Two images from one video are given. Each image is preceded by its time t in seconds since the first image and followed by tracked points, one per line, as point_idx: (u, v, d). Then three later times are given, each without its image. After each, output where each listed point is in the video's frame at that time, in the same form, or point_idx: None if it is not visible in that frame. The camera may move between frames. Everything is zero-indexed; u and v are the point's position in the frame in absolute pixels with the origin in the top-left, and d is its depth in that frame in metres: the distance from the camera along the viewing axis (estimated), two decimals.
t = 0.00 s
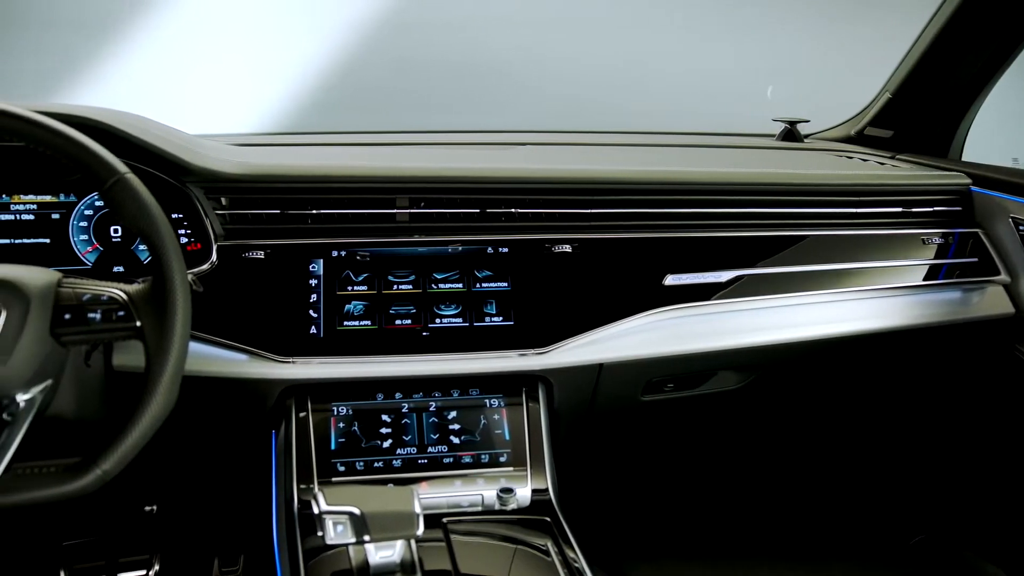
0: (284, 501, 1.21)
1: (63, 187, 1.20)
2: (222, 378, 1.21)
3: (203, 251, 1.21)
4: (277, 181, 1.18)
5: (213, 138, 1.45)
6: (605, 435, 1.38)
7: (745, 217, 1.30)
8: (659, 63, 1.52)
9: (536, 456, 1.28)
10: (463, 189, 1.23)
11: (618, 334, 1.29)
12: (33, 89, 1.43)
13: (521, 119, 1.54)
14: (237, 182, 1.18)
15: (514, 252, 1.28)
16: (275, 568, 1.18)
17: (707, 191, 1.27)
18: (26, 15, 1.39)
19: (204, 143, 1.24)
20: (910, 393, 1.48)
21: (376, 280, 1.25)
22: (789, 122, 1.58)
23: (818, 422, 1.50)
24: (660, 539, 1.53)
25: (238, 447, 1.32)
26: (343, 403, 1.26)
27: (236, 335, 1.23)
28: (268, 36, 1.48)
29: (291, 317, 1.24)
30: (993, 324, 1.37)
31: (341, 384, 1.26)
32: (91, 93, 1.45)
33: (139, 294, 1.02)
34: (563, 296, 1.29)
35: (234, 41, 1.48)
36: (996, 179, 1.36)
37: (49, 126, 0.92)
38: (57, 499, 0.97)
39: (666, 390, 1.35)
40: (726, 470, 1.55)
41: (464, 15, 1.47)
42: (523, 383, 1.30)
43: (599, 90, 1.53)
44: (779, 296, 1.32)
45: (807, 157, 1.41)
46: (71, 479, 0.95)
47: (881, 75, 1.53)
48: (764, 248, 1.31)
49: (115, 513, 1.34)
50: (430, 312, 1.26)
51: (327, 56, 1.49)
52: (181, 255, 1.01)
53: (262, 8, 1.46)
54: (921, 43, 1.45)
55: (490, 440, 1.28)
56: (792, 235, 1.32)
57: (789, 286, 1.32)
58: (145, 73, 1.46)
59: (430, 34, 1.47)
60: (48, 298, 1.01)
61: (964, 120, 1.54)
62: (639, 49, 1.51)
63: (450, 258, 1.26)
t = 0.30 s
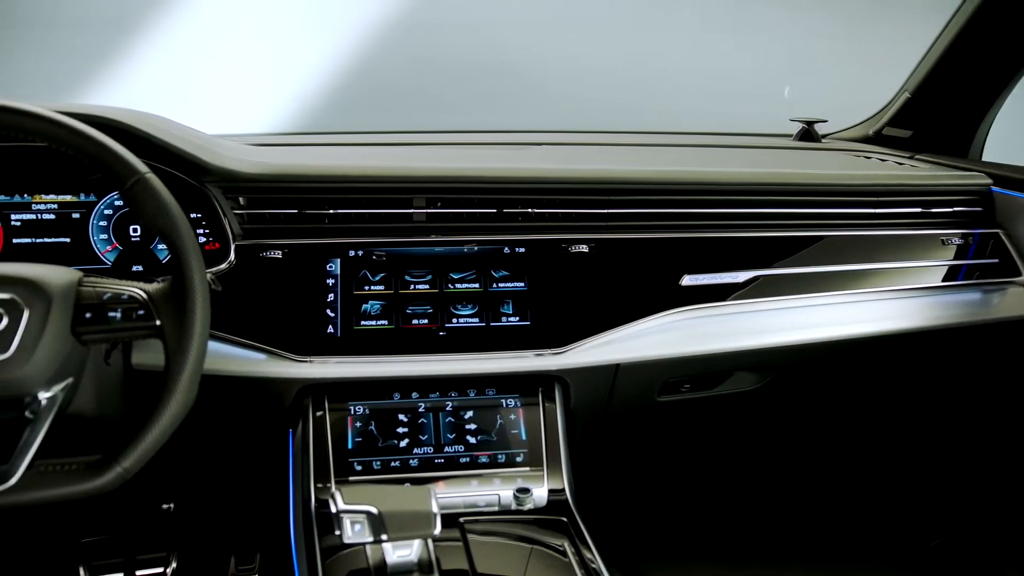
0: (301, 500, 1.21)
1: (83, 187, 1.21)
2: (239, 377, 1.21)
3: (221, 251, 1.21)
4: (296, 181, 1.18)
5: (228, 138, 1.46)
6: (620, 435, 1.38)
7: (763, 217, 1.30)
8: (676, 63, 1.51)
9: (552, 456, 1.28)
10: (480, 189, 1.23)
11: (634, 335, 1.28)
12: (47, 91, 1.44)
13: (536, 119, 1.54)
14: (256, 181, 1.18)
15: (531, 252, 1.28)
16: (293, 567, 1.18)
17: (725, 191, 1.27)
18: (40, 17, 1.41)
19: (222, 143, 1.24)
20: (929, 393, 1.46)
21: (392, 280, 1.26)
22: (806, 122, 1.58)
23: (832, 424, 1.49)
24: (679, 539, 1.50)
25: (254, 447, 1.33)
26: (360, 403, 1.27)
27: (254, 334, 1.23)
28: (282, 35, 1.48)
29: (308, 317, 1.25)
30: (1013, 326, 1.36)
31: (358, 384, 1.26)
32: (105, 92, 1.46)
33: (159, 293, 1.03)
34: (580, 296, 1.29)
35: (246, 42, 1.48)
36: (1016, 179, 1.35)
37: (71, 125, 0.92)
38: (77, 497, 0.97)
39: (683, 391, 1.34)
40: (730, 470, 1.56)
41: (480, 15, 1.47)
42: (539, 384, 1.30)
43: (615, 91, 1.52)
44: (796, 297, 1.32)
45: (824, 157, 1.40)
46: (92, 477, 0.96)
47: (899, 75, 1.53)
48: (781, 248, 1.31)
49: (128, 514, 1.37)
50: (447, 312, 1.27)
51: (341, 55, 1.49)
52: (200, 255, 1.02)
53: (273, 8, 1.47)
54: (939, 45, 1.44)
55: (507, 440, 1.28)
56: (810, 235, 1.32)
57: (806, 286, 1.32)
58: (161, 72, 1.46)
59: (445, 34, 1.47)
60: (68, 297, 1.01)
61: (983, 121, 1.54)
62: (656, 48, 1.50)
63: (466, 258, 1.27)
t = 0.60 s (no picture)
0: (315, 500, 1.22)
1: (99, 187, 1.22)
2: (253, 377, 1.21)
3: (236, 250, 1.22)
4: (311, 180, 1.18)
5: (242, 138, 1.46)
6: (633, 434, 1.38)
7: (777, 218, 1.30)
8: (690, 62, 1.51)
9: (566, 455, 1.28)
10: (493, 189, 1.23)
11: (648, 335, 1.29)
12: (61, 91, 1.45)
13: (549, 119, 1.54)
14: (271, 181, 1.18)
15: (545, 252, 1.28)
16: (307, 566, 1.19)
17: (740, 192, 1.26)
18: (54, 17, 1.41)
19: (238, 143, 1.24)
20: (946, 394, 1.45)
21: (406, 280, 1.26)
22: (822, 123, 1.58)
23: (850, 425, 1.47)
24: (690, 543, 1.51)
25: (269, 445, 1.33)
26: (374, 402, 1.27)
27: (269, 333, 1.24)
28: (294, 36, 1.49)
29: (322, 316, 1.25)
30: None
31: (372, 384, 1.26)
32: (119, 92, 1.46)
33: (174, 292, 1.03)
34: (594, 296, 1.29)
35: (257, 42, 1.48)
36: None
37: (88, 126, 0.93)
38: (95, 494, 0.98)
39: (696, 391, 1.34)
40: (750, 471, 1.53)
41: (493, 15, 1.47)
42: (553, 384, 1.30)
43: (629, 91, 1.52)
44: (810, 299, 1.33)
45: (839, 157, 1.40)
46: (108, 474, 0.97)
47: (916, 75, 1.53)
48: (795, 248, 1.31)
49: (144, 512, 1.36)
50: (461, 312, 1.27)
51: (354, 55, 1.50)
52: (215, 254, 1.02)
53: (286, 7, 1.47)
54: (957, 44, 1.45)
55: (520, 439, 1.28)
56: (825, 236, 1.31)
57: (821, 287, 1.33)
58: (176, 72, 1.47)
59: (459, 33, 1.47)
60: (85, 295, 1.02)
61: (1000, 123, 1.54)
62: (671, 48, 1.50)
63: (479, 258, 1.27)
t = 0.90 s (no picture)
0: (329, 499, 1.22)
1: (115, 186, 1.22)
2: (268, 376, 1.22)
3: (251, 250, 1.23)
4: (324, 180, 1.18)
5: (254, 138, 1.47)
6: (646, 434, 1.37)
7: (791, 218, 1.29)
8: (704, 62, 1.50)
9: (579, 456, 1.28)
10: (506, 189, 1.22)
11: (662, 335, 1.29)
12: (74, 92, 1.45)
13: (562, 120, 1.54)
14: (285, 181, 1.17)
15: (558, 252, 1.28)
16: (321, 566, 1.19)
17: (755, 192, 1.26)
18: (68, 18, 1.42)
19: (253, 144, 1.25)
20: (961, 395, 1.44)
21: (420, 279, 1.26)
22: (836, 122, 1.57)
23: (867, 425, 1.46)
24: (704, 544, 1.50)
25: (284, 443, 1.33)
26: (388, 401, 1.27)
27: (283, 332, 1.24)
28: (307, 36, 1.49)
29: (336, 316, 1.26)
30: None
31: (386, 383, 1.26)
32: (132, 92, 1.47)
33: (190, 292, 1.04)
34: (608, 296, 1.29)
35: (270, 42, 1.49)
36: None
37: (105, 126, 0.93)
38: (110, 493, 0.98)
39: (710, 392, 1.34)
40: (771, 471, 1.51)
41: (506, 15, 1.47)
42: (566, 384, 1.30)
43: (643, 91, 1.52)
44: (823, 300, 1.33)
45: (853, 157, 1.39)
46: (124, 473, 0.98)
47: (931, 76, 1.52)
48: (808, 248, 1.31)
49: (158, 510, 1.37)
50: (474, 312, 1.27)
51: (365, 55, 1.50)
52: (230, 254, 1.03)
53: (297, 7, 1.47)
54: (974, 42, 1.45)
55: (534, 439, 1.28)
56: (839, 236, 1.31)
57: (831, 288, 1.33)
58: (188, 73, 1.47)
59: (472, 33, 1.47)
60: (102, 294, 1.02)
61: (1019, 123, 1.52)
62: (684, 48, 1.49)
63: (492, 258, 1.27)
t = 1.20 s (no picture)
0: (341, 499, 1.22)
1: (128, 186, 1.23)
2: (280, 375, 1.23)
3: (262, 250, 1.23)
4: (337, 181, 1.18)
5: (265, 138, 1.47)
6: (656, 434, 1.37)
7: (803, 219, 1.29)
8: (715, 62, 1.50)
9: (590, 456, 1.28)
10: (518, 189, 1.22)
11: (674, 335, 1.29)
12: (87, 92, 1.46)
13: (573, 119, 1.53)
14: (297, 181, 1.18)
15: (570, 252, 1.28)
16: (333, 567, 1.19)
17: (768, 192, 1.25)
18: (80, 19, 1.43)
19: (264, 143, 1.25)
20: (974, 396, 1.44)
21: (431, 279, 1.27)
22: (848, 122, 1.57)
23: (878, 426, 1.45)
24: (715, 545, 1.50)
25: (295, 442, 1.32)
26: (399, 401, 1.27)
27: (295, 332, 1.25)
28: (317, 36, 1.49)
29: (347, 316, 1.26)
30: None
31: (398, 383, 1.26)
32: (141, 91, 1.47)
33: (203, 291, 1.04)
34: (619, 296, 1.29)
35: (281, 42, 1.49)
36: None
37: (117, 125, 0.93)
38: (124, 492, 0.99)
39: (721, 393, 1.34)
40: (780, 471, 1.50)
41: (516, 15, 1.47)
42: (577, 384, 1.29)
43: (654, 91, 1.51)
44: (833, 300, 1.32)
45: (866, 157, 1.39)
46: (137, 472, 0.98)
47: (944, 76, 1.52)
48: (820, 249, 1.31)
49: (170, 507, 1.36)
50: (485, 312, 1.27)
51: (374, 55, 1.50)
52: (243, 254, 1.03)
53: (308, 7, 1.48)
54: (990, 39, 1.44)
55: (545, 439, 1.28)
56: (851, 236, 1.31)
57: (840, 289, 1.32)
58: (199, 73, 1.48)
59: (482, 33, 1.48)
60: (115, 294, 1.03)
61: None
62: (696, 48, 1.49)
63: (504, 258, 1.27)
